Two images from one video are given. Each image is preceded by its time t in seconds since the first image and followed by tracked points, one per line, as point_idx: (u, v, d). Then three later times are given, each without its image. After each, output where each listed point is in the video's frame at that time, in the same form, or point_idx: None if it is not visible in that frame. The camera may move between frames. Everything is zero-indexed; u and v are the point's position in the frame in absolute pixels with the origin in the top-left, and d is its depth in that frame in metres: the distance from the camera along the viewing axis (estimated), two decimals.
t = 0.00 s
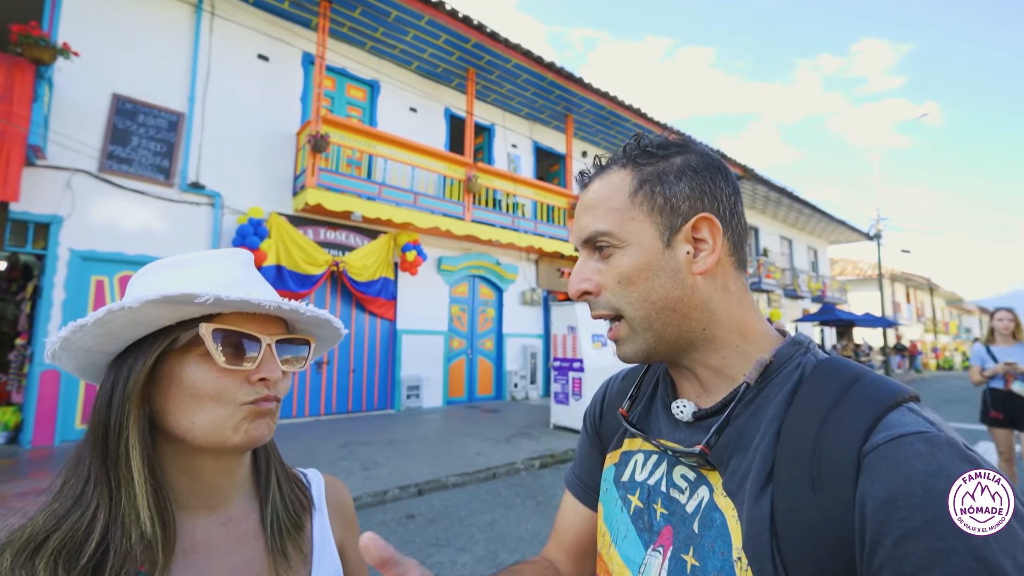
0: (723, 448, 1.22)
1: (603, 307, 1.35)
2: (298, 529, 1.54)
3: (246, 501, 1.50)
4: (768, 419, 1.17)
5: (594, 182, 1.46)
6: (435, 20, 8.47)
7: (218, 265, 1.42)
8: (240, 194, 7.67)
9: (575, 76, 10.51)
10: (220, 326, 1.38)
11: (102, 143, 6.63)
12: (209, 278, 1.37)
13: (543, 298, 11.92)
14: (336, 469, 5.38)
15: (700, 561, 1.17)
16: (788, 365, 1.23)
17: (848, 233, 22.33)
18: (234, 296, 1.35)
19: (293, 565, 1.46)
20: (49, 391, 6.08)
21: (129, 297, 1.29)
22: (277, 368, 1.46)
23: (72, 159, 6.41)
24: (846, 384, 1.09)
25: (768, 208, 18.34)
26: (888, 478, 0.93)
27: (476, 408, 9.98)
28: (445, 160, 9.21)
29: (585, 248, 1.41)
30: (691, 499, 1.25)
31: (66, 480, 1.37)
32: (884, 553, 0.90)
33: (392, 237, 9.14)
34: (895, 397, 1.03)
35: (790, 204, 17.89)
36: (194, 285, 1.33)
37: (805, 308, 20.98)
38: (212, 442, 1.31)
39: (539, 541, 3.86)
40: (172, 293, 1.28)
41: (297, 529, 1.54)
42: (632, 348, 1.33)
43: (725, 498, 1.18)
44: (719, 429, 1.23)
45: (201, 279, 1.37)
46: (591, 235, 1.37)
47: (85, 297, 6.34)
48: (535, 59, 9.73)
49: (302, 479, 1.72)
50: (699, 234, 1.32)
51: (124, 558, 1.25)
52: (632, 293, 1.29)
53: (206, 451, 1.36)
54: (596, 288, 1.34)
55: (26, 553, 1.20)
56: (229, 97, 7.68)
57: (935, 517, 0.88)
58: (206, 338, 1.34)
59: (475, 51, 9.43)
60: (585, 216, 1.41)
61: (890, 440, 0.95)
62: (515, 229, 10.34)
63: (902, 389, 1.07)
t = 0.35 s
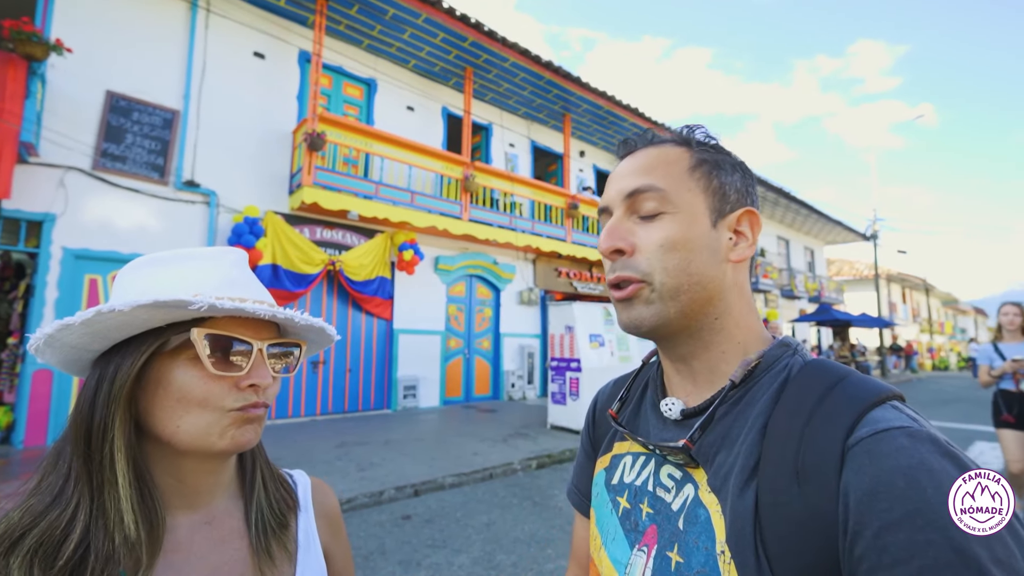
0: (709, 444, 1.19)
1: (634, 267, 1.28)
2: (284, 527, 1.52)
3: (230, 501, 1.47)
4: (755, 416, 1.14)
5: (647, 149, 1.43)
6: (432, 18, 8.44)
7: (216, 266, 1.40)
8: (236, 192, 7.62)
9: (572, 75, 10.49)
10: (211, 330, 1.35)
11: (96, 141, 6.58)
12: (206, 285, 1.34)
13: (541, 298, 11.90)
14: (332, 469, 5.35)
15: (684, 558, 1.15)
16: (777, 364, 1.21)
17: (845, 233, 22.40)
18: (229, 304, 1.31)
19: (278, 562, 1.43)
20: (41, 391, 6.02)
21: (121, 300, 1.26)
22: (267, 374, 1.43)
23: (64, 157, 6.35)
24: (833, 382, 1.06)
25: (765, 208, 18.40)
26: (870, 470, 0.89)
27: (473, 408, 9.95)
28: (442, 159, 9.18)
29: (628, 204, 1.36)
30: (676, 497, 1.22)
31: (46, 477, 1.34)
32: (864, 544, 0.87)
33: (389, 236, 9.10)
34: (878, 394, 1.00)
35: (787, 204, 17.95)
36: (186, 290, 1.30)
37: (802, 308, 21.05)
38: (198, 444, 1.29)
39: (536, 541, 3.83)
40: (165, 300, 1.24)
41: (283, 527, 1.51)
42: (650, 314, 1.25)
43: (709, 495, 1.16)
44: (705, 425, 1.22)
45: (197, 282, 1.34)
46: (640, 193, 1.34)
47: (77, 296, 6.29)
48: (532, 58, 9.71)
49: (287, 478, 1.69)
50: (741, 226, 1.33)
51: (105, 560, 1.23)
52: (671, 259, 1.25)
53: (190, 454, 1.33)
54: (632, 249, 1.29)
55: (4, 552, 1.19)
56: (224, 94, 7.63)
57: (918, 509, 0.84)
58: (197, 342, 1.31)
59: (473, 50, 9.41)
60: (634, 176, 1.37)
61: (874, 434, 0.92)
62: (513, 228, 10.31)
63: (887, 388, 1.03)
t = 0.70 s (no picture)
0: (701, 430, 1.19)
1: (683, 238, 1.25)
2: (280, 521, 1.49)
3: (225, 491, 1.46)
4: (746, 401, 1.14)
5: (692, 125, 1.43)
6: (431, 16, 8.42)
7: (198, 248, 1.38)
8: (235, 191, 7.61)
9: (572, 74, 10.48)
10: (192, 314, 1.33)
11: (94, 139, 6.56)
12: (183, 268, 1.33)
13: (540, 297, 11.89)
14: (331, 468, 5.33)
15: (672, 540, 1.13)
16: (766, 351, 1.22)
17: (844, 233, 22.40)
18: (201, 286, 1.29)
19: (274, 557, 1.41)
20: (39, 389, 6.01)
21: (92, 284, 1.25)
22: (255, 359, 1.40)
23: (62, 155, 6.33)
24: (820, 367, 1.07)
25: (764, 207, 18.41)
26: (858, 450, 0.89)
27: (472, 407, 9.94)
28: (441, 158, 9.16)
29: (678, 174, 1.34)
30: (665, 482, 1.21)
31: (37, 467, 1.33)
32: (851, 521, 0.86)
33: (389, 235, 9.08)
34: (863, 379, 1.00)
35: (787, 204, 17.97)
36: (158, 275, 1.29)
37: (801, 307, 21.05)
38: (184, 431, 1.27)
39: (536, 540, 3.82)
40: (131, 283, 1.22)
41: (279, 522, 1.49)
42: (690, 293, 1.23)
43: (699, 478, 1.15)
44: (698, 407, 1.22)
45: (174, 266, 1.32)
46: (691, 167, 1.33)
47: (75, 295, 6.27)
48: (532, 56, 9.69)
49: (286, 471, 1.69)
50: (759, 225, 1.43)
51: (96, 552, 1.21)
52: (718, 238, 1.26)
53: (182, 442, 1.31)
54: (683, 218, 1.27)
55: None
56: (223, 93, 7.60)
57: (900, 488, 0.83)
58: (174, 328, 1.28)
59: (473, 48, 9.39)
60: (687, 148, 1.35)
61: (860, 416, 0.92)
62: (512, 227, 10.30)
63: (872, 373, 1.04)
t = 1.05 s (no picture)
0: (677, 426, 1.20)
1: (670, 254, 1.25)
2: (280, 512, 1.51)
3: (224, 490, 1.46)
4: (720, 399, 1.14)
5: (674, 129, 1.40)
6: (431, 16, 8.41)
7: (186, 244, 1.39)
8: (234, 190, 7.60)
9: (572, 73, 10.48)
10: (191, 309, 1.32)
11: (94, 138, 6.56)
12: (181, 265, 1.34)
13: (540, 297, 11.90)
14: (331, 468, 5.33)
15: (647, 532, 1.14)
16: (743, 350, 1.22)
17: (845, 233, 22.37)
18: (206, 279, 1.30)
19: (278, 549, 1.43)
20: (39, 388, 6.07)
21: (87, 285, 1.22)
22: (257, 351, 1.42)
23: (62, 154, 6.33)
24: (794, 365, 1.06)
25: (765, 207, 18.40)
26: (821, 447, 0.88)
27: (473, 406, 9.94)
28: (441, 157, 9.16)
29: (661, 187, 1.32)
30: (643, 477, 1.21)
31: (16, 481, 1.28)
32: (810, 515, 0.85)
33: (389, 235, 9.08)
34: (833, 376, 1.00)
35: (787, 203, 17.98)
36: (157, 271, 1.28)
37: (802, 307, 21.06)
38: (189, 429, 1.27)
39: (537, 540, 3.82)
40: (136, 279, 1.21)
41: (279, 513, 1.51)
42: (680, 308, 1.24)
43: (673, 473, 1.15)
44: (673, 405, 1.22)
45: (173, 261, 1.33)
46: (676, 180, 1.31)
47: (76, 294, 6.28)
48: (532, 56, 9.69)
49: (285, 468, 1.69)
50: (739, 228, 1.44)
51: (95, 563, 1.20)
52: (703, 251, 1.26)
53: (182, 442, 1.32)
54: (670, 232, 1.26)
55: None
56: (223, 92, 7.60)
57: (858, 484, 0.83)
58: (177, 324, 1.28)
59: (473, 48, 9.38)
60: (670, 158, 1.33)
61: (825, 413, 0.91)
62: (512, 226, 10.29)
63: (844, 371, 1.03)
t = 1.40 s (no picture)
0: (671, 429, 1.21)
1: (634, 263, 1.27)
2: (292, 511, 1.55)
3: (238, 492, 1.49)
4: (715, 402, 1.14)
5: (650, 138, 1.39)
6: (437, 18, 8.45)
7: (201, 253, 1.43)
8: (243, 193, 7.69)
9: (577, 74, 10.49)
10: (205, 317, 1.35)
11: (106, 142, 6.66)
12: (198, 275, 1.36)
13: (546, 297, 11.91)
14: (339, 468, 5.37)
15: (642, 533, 1.16)
16: (739, 354, 1.21)
17: (854, 232, 22.16)
18: (223, 289, 1.34)
19: (293, 546, 1.46)
20: (54, 391, 6.13)
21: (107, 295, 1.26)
22: (268, 358, 1.45)
23: (75, 158, 6.43)
24: (790, 368, 1.06)
25: (772, 206, 18.28)
26: (810, 453, 0.89)
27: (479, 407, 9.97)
28: (446, 159, 9.20)
29: (630, 199, 1.34)
30: (641, 479, 1.23)
31: (37, 484, 1.32)
32: (800, 520, 0.87)
33: (395, 236, 9.14)
34: (827, 380, 0.99)
35: (795, 203, 17.85)
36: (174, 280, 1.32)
37: (810, 307, 20.88)
38: (202, 435, 1.30)
39: (543, 540, 3.83)
40: (154, 290, 1.25)
41: (291, 512, 1.55)
42: (642, 310, 1.27)
43: (666, 475, 1.16)
44: (667, 408, 1.23)
45: (190, 271, 1.36)
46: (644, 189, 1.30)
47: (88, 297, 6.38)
48: (537, 57, 9.71)
49: (293, 470, 1.73)
50: (730, 227, 1.36)
51: (116, 563, 1.22)
52: (671, 259, 1.25)
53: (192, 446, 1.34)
54: (634, 243, 1.28)
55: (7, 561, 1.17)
56: (231, 96, 7.69)
57: (847, 490, 0.84)
58: (193, 332, 1.31)
59: (478, 49, 9.42)
60: (640, 169, 1.33)
61: (817, 418, 0.91)
62: (517, 227, 10.32)
63: (840, 374, 1.03)
